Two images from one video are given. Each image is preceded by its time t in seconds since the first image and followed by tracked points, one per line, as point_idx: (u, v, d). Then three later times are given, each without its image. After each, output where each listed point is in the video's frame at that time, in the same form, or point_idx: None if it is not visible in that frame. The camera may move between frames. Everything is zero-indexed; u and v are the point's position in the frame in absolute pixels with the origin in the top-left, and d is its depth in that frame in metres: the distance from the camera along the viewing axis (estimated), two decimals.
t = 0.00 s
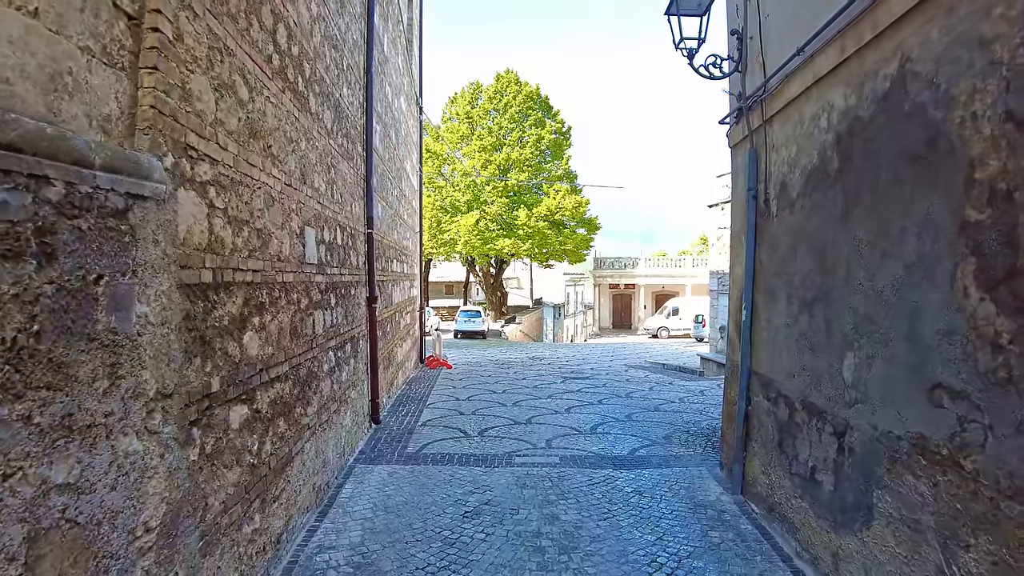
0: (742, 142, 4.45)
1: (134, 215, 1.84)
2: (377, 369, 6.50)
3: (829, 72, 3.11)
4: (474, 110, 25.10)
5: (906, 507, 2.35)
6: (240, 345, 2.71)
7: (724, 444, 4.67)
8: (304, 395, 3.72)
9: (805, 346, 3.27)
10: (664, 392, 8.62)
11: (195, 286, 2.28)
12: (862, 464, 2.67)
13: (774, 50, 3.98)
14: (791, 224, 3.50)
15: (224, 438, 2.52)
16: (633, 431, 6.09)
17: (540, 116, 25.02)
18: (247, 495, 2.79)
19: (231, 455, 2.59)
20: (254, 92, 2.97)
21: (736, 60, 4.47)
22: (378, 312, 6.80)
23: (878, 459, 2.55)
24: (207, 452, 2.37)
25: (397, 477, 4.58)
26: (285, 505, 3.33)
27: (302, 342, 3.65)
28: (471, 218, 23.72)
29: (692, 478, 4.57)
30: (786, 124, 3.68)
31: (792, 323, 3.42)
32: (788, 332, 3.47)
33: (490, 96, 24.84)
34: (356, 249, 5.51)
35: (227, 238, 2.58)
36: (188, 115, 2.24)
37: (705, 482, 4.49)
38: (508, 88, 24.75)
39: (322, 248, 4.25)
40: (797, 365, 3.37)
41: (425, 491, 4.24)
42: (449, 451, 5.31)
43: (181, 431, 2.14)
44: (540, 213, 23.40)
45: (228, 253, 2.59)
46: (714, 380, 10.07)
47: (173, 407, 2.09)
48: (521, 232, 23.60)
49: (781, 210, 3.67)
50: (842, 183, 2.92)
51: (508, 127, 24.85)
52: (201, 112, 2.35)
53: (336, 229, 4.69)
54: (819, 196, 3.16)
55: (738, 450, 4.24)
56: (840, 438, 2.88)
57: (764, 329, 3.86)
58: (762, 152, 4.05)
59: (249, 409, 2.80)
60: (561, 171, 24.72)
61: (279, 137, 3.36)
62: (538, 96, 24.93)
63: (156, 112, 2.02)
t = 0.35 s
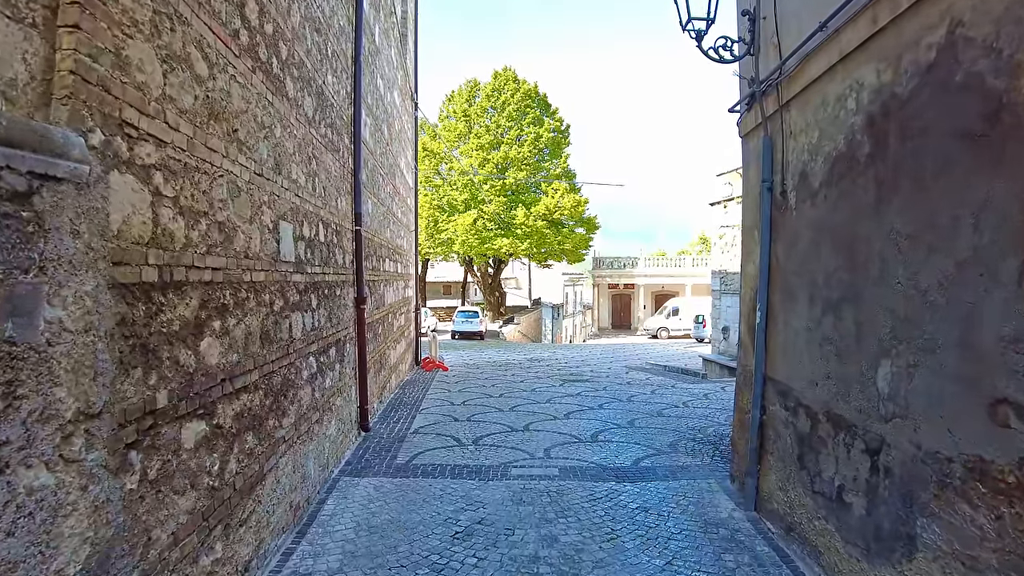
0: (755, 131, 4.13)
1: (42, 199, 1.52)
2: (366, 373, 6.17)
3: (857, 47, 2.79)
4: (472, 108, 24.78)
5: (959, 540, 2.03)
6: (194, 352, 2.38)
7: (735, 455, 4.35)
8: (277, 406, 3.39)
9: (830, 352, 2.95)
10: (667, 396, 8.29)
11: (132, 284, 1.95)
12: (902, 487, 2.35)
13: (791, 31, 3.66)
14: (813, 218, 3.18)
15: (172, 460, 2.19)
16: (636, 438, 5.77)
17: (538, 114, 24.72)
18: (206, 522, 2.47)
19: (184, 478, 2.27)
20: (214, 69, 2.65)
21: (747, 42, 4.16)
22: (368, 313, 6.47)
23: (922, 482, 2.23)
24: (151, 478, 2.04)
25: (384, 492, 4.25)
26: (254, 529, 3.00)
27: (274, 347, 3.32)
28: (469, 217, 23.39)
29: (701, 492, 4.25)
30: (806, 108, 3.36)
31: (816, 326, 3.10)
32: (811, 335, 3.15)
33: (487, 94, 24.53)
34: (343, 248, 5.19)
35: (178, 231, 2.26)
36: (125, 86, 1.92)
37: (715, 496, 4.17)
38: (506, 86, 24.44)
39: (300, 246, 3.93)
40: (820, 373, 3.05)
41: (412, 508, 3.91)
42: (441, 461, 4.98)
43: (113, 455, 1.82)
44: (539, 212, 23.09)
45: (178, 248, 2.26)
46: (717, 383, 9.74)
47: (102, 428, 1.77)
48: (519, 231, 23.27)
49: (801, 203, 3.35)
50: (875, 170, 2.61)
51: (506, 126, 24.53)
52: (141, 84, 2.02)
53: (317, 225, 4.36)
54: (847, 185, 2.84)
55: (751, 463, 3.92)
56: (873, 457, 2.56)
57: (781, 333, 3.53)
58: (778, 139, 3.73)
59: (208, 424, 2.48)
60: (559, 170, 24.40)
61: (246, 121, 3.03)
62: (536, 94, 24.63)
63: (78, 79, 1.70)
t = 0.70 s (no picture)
0: (773, 116, 3.80)
1: None
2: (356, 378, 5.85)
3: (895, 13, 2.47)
4: (471, 105, 24.46)
5: None
6: (136, 359, 2.05)
7: (750, 467, 4.03)
8: (247, 416, 3.06)
9: (863, 357, 2.63)
10: (672, 399, 7.97)
11: (46, 279, 1.62)
12: (956, 515, 2.03)
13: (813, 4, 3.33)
14: (843, 207, 2.85)
15: (105, 485, 1.87)
16: (641, 445, 5.44)
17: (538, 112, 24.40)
18: (155, 554, 2.15)
19: (122, 506, 1.95)
20: (167, 35, 2.32)
21: (762, 20, 3.85)
22: (358, 314, 6.14)
23: (983, 511, 1.91)
24: (76, 510, 1.72)
25: (369, 508, 3.93)
26: (218, 556, 2.68)
27: (243, 351, 2.99)
28: (468, 216, 23.07)
29: (712, 507, 3.93)
30: (832, 87, 3.04)
31: (847, 328, 2.77)
32: (840, 338, 2.83)
33: (486, 92, 24.21)
34: (329, 244, 4.86)
35: (115, 217, 1.94)
36: (37, 40, 1.59)
37: (728, 512, 3.85)
38: (505, 83, 24.13)
39: (277, 240, 3.60)
40: (851, 380, 2.73)
41: (399, 527, 3.58)
42: (432, 471, 4.65)
43: (16, 487, 1.49)
44: (538, 211, 22.76)
45: (115, 237, 1.94)
46: (721, 386, 9.40)
47: None
48: (518, 230, 22.93)
49: (827, 193, 3.02)
50: (921, 150, 2.28)
51: (505, 123, 24.21)
52: (61, 40, 1.69)
53: (298, 218, 4.04)
54: (884, 169, 2.52)
55: (768, 476, 3.60)
56: (919, 478, 2.24)
57: (805, 335, 3.21)
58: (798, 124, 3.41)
59: (155, 440, 2.16)
60: (559, 168, 24.07)
61: (209, 98, 2.70)
62: (536, 92, 24.32)
63: None
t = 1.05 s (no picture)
0: (793, 100, 3.47)
1: None
2: (343, 382, 5.52)
3: None
4: (469, 103, 24.12)
5: None
6: (57, 371, 1.72)
7: (766, 482, 3.70)
8: (210, 432, 2.73)
9: (906, 365, 2.31)
10: (676, 404, 7.64)
11: None
12: None
13: None
14: (880, 197, 2.53)
15: (10, 526, 1.54)
16: (646, 454, 5.10)
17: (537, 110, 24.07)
18: None
19: (34, 549, 1.62)
20: None
21: None
22: (346, 315, 5.80)
23: None
24: None
25: (351, 527, 3.59)
26: None
27: (203, 358, 2.66)
28: (466, 214, 22.72)
29: (726, 526, 3.59)
30: (865, 63, 2.72)
31: (885, 333, 2.45)
32: (877, 344, 2.51)
33: (485, 89, 23.87)
34: (312, 241, 4.52)
35: (23, 201, 1.60)
36: None
37: (744, 532, 3.52)
38: (504, 80, 23.81)
39: (248, 234, 3.26)
40: (890, 392, 2.41)
41: (383, 550, 3.25)
42: (422, 485, 4.31)
43: None
44: (537, 210, 22.42)
45: (25, 227, 1.61)
46: (726, 389, 9.06)
47: None
48: (517, 229, 22.58)
49: (859, 181, 2.70)
50: (981, 126, 1.96)
51: (504, 121, 23.87)
52: None
53: (274, 211, 3.70)
54: (933, 151, 2.20)
55: (788, 494, 3.27)
56: (979, 508, 1.92)
57: (833, 341, 2.89)
58: (824, 105, 3.09)
59: (84, 467, 1.84)
60: (558, 167, 23.74)
61: (161, 72, 2.37)
62: (535, 89, 24.01)
63: None
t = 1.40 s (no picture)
0: (818, 78, 3.14)
1: None
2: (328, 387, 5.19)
3: None
4: (466, 100, 23.77)
5: None
6: None
7: (786, 498, 3.37)
8: (162, 449, 2.40)
9: (965, 376, 1.99)
10: (681, 408, 7.30)
11: None
12: None
13: None
14: (929, 182, 2.21)
15: None
16: (652, 465, 4.77)
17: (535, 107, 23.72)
18: None
19: None
20: None
21: None
22: (333, 316, 5.47)
23: None
24: None
25: (330, 549, 3.26)
26: None
27: (153, 366, 2.33)
28: (463, 213, 22.37)
29: (743, 548, 3.26)
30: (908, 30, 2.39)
31: (938, 337, 2.13)
32: (927, 350, 2.18)
33: (482, 86, 23.52)
34: (291, 236, 4.19)
35: None
36: None
37: (763, 554, 3.19)
38: (502, 77, 23.47)
39: (211, 226, 2.93)
40: (944, 406, 2.09)
41: None
42: (410, 500, 3.98)
43: None
44: (535, 208, 22.09)
45: None
46: (731, 392, 8.74)
47: None
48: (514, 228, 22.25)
49: (902, 164, 2.38)
50: None
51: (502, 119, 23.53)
52: None
53: (245, 202, 3.37)
54: (1000, 123, 1.87)
55: (813, 515, 2.94)
56: None
57: (870, 345, 2.56)
58: (855, 81, 2.77)
59: None
60: (556, 165, 23.39)
61: (98, 33, 2.03)
62: (532, 86, 23.68)
63: None
